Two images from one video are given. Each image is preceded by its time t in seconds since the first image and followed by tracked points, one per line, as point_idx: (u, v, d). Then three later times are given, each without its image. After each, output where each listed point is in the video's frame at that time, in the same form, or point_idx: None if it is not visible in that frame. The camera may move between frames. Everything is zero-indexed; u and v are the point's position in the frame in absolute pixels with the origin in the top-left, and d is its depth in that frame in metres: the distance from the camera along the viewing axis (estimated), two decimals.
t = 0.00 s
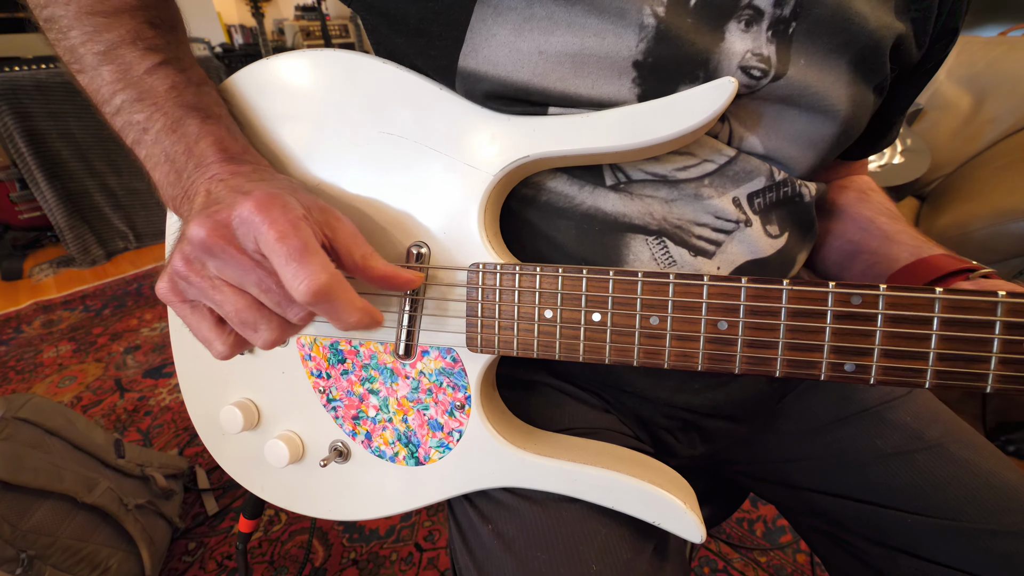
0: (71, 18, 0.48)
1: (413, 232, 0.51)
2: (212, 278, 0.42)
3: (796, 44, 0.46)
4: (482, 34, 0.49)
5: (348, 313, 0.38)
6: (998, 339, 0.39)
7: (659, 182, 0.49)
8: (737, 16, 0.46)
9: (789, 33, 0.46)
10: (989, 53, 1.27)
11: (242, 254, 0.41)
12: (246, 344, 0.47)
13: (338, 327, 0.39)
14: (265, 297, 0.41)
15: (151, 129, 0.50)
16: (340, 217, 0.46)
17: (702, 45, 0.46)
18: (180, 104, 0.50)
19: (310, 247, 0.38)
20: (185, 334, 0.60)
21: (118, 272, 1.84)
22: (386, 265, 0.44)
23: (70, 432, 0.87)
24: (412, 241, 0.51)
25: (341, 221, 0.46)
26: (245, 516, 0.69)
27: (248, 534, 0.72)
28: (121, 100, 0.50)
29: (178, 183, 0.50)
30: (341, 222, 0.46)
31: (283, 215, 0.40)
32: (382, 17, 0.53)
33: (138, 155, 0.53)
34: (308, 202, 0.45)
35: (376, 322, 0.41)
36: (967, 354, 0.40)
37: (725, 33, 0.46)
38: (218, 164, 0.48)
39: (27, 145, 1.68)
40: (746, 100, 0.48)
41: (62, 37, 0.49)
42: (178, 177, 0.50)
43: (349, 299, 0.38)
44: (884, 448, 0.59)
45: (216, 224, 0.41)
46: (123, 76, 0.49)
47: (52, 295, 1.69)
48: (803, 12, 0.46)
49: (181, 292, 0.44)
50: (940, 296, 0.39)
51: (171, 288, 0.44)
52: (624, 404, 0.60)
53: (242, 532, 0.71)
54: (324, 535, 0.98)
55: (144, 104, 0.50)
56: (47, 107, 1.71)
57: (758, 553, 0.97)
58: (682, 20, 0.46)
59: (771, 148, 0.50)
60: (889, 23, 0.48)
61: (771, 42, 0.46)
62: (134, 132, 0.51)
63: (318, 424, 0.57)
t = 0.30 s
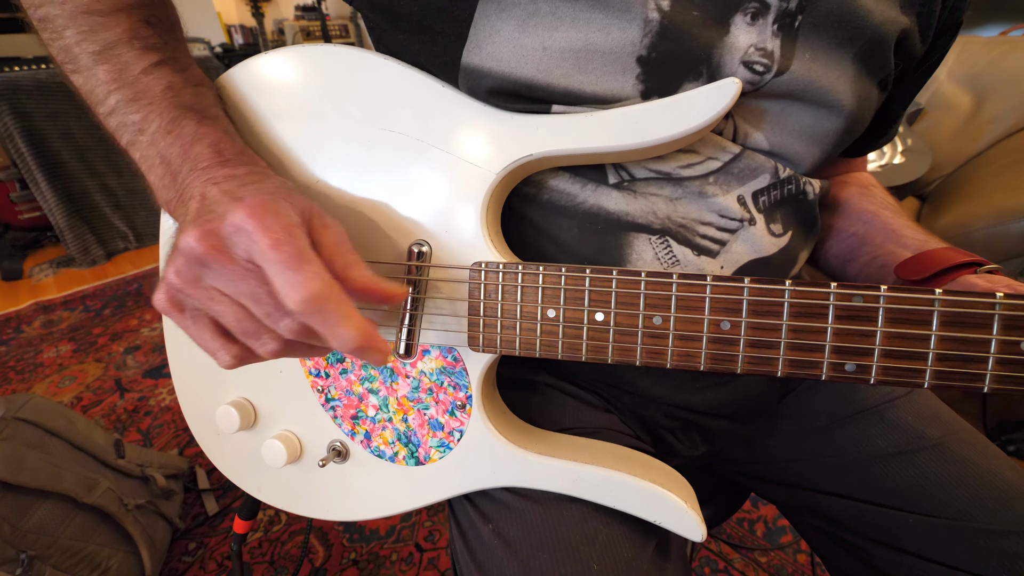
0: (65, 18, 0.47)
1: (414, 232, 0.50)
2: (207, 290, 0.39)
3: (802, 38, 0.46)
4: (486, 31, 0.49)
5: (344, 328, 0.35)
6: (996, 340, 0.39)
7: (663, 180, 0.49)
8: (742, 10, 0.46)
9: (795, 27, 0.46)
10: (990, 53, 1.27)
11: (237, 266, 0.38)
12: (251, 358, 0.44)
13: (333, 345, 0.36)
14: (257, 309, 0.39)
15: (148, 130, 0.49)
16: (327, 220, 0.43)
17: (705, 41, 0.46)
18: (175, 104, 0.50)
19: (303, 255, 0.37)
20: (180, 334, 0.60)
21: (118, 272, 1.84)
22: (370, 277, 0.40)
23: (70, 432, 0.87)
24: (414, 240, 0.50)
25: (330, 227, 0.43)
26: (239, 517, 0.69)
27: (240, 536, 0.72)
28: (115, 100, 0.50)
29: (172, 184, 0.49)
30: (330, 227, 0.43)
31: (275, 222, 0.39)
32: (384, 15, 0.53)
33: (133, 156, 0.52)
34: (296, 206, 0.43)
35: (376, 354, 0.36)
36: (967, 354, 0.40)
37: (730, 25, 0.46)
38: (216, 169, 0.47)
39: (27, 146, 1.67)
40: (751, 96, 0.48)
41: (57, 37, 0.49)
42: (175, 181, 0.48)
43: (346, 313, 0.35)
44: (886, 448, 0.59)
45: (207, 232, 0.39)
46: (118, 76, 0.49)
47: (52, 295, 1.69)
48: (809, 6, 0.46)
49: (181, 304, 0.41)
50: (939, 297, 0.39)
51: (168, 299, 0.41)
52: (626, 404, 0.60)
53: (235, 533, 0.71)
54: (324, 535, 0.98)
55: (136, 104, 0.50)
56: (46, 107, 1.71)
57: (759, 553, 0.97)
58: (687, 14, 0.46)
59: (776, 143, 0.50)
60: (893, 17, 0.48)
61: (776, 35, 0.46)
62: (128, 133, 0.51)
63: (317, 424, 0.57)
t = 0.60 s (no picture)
0: (63, 29, 0.47)
1: (416, 232, 0.50)
2: (222, 336, 0.42)
3: (807, 39, 0.46)
4: (489, 31, 0.49)
5: (367, 372, 0.39)
6: (1004, 342, 0.39)
7: (666, 180, 0.49)
8: (748, 10, 0.45)
9: (801, 28, 0.46)
10: (993, 53, 1.26)
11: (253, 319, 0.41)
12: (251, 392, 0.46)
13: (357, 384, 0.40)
14: (275, 356, 0.42)
15: (148, 143, 0.49)
16: (341, 256, 0.46)
17: (711, 42, 0.45)
18: (172, 116, 0.49)
19: (323, 313, 0.39)
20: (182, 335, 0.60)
21: (119, 271, 1.84)
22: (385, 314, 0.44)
23: (71, 432, 0.87)
24: (416, 240, 0.50)
25: (342, 265, 0.45)
26: (242, 517, 0.69)
27: (243, 536, 0.72)
28: (117, 113, 0.50)
29: (177, 200, 0.49)
30: (344, 267, 0.45)
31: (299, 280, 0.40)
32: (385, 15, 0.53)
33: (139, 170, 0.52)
34: (308, 245, 0.44)
35: (395, 383, 0.42)
36: (975, 356, 0.40)
37: (736, 26, 0.45)
38: (216, 190, 0.46)
39: (27, 145, 1.67)
40: (755, 97, 0.48)
41: (55, 50, 0.49)
42: (176, 195, 0.49)
43: (369, 362, 0.39)
44: (889, 449, 0.59)
45: (220, 287, 0.41)
46: (116, 89, 0.49)
47: (52, 295, 1.69)
48: (814, 7, 0.45)
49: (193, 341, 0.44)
50: (947, 299, 0.39)
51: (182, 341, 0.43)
52: (629, 405, 0.59)
53: (239, 533, 0.71)
54: (325, 534, 0.98)
55: (138, 115, 0.49)
56: (47, 107, 1.71)
57: (760, 554, 0.97)
58: (692, 14, 0.45)
59: (779, 144, 0.50)
60: (899, 17, 0.47)
61: (781, 36, 0.46)
62: (131, 147, 0.51)
63: (319, 425, 0.57)
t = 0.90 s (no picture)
0: (65, 22, 0.47)
1: (416, 229, 0.50)
2: (211, 309, 0.40)
3: (810, 39, 0.46)
4: (489, 28, 0.49)
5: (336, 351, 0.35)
6: (1006, 336, 0.39)
7: (666, 178, 0.49)
8: (751, 10, 0.45)
9: (803, 28, 0.46)
10: (996, 52, 1.26)
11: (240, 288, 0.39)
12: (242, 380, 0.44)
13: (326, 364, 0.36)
14: (257, 333, 0.38)
15: (151, 136, 0.49)
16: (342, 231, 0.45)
17: (713, 40, 0.45)
18: (178, 109, 0.49)
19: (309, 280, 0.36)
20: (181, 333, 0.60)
21: (120, 270, 1.84)
22: (393, 282, 0.43)
23: (72, 430, 0.88)
24: (416, 238, 0.50)
25: (342, 238, 0.44)
26: (241, 517, 0.69)
27: (243, 536, 0.72)
28: (118, 106, 0.49)
29: (179, 192, 0.49)
30: (343, 237, 0.44)
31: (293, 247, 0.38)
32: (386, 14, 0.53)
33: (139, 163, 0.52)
34: (309, 221, 0.42)
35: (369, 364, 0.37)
36: (979, 352, 0.40)
37: (739, 26, 0.45)
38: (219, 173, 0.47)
39: (28, 143, 1.67)
40: (756, 95, 0.47)
41: (55, 41, 0.49)
42: (179, 187, 0.49)
43: (339, 335, 0.35)
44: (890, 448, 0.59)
45: (216, 252, 0.40)
46: (120, 82, 0.49)
47: (53, 293, 1.69)
48: (817, 8, 0.45)
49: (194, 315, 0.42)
50: (949, 293, 0.39)
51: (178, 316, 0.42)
52: (630, 404, 0.59)
53: (238, 534, 0.71)
54: (325, 533, 0.98)
55: (137, 111, 0.49)
56: (48, 104, 1.71)
57: (760, 553, 0.97)
58: (693, 13, 0.45)
59: (779, 144, 0.50)
60: (903, 19, 0.47)
61: (784, 37, 0.45)
62: (133, 139, 0.50)
63: (318, 423, 0.57)
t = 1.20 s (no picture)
0: None
1: (415, 225, 0.50)
2: (214, 248, 0.39)
3: (812, 34, 0.45)
4: (489, 21, 0.49)
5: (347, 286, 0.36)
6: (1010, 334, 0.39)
7: (666, 175, 0.48)
8: (752, 5, 0.45)
9: (805, 24, 0.45)
10: (1001, 50, 1.23)
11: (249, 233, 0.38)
12: (245, 334, 0.44)
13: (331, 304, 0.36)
14: (266, 271, 0.38)
15: (155, 111, 0.49)
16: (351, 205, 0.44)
17: (714, 34, 0.45)
18: (176, 103, 0.49)
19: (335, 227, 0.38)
20: (182, 327, 0.60)
21: (121, 268, 1.84)
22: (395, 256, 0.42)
23: (73, 426, 0.88)
24: (416, 233, 0.50)
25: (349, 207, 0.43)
26: (240, 514, 0.69)
27: (242, 532, 0.72)
28: (119, 82, 0.49)
29: (181, 166, 0.48)
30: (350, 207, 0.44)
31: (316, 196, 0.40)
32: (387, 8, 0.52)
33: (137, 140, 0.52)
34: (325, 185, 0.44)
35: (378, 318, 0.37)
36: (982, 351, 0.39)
37: (740, 21, 0.45)
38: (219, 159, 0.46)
39: (28, 141, 1.66)
40: (757, 91, 0.47)
41: (55, 15, 0.48)
42: (180, 161, 0.48)
43: (348, 266, 0.37)
44: (892, 446, 0.59)
45: (228, 188, 0.40)
46: (124, 58, 0.49)
47: (55, 291, 1.69)
48: (819, 3, 0.45)
49: (184, 268, 0.42)
50: (952, 292, 0.39)
51: (175, 263, 0.41)
52: (631, 401, 0.59)
53: (236, 530, 0.71)
54: (326, 530, 0.98)
55: (139, 91, 0.49)
56: (48, 102, 1.70)
57: (760, 551, 0.97)
58: (694, 8, 0.45)
59: (780, 141, 0.50)
60: (905, 16, 0.47)
61: (786, 31, 0.45)
62: (134, 116, 0.50)
63: (317, 419, 0.57)
